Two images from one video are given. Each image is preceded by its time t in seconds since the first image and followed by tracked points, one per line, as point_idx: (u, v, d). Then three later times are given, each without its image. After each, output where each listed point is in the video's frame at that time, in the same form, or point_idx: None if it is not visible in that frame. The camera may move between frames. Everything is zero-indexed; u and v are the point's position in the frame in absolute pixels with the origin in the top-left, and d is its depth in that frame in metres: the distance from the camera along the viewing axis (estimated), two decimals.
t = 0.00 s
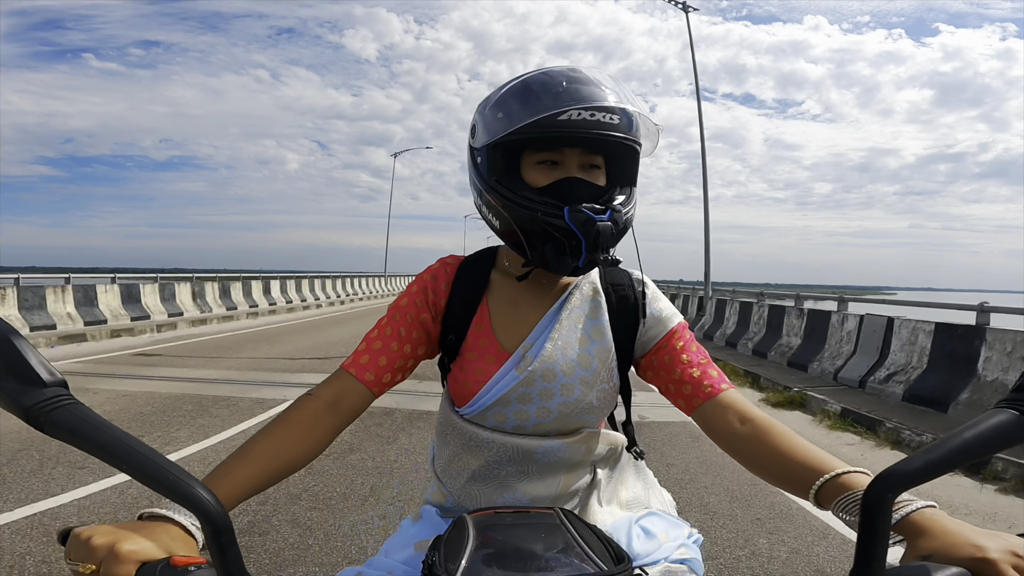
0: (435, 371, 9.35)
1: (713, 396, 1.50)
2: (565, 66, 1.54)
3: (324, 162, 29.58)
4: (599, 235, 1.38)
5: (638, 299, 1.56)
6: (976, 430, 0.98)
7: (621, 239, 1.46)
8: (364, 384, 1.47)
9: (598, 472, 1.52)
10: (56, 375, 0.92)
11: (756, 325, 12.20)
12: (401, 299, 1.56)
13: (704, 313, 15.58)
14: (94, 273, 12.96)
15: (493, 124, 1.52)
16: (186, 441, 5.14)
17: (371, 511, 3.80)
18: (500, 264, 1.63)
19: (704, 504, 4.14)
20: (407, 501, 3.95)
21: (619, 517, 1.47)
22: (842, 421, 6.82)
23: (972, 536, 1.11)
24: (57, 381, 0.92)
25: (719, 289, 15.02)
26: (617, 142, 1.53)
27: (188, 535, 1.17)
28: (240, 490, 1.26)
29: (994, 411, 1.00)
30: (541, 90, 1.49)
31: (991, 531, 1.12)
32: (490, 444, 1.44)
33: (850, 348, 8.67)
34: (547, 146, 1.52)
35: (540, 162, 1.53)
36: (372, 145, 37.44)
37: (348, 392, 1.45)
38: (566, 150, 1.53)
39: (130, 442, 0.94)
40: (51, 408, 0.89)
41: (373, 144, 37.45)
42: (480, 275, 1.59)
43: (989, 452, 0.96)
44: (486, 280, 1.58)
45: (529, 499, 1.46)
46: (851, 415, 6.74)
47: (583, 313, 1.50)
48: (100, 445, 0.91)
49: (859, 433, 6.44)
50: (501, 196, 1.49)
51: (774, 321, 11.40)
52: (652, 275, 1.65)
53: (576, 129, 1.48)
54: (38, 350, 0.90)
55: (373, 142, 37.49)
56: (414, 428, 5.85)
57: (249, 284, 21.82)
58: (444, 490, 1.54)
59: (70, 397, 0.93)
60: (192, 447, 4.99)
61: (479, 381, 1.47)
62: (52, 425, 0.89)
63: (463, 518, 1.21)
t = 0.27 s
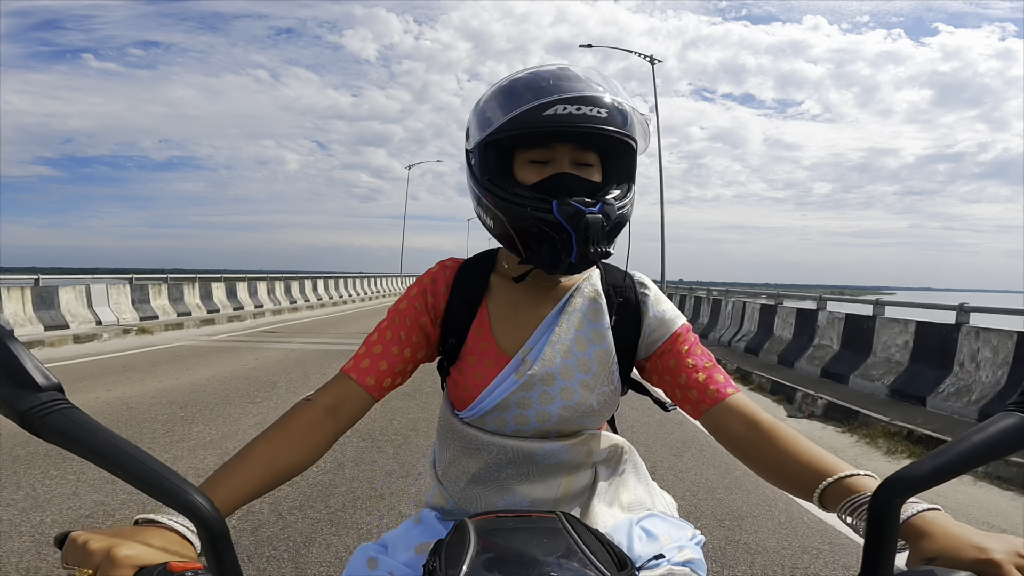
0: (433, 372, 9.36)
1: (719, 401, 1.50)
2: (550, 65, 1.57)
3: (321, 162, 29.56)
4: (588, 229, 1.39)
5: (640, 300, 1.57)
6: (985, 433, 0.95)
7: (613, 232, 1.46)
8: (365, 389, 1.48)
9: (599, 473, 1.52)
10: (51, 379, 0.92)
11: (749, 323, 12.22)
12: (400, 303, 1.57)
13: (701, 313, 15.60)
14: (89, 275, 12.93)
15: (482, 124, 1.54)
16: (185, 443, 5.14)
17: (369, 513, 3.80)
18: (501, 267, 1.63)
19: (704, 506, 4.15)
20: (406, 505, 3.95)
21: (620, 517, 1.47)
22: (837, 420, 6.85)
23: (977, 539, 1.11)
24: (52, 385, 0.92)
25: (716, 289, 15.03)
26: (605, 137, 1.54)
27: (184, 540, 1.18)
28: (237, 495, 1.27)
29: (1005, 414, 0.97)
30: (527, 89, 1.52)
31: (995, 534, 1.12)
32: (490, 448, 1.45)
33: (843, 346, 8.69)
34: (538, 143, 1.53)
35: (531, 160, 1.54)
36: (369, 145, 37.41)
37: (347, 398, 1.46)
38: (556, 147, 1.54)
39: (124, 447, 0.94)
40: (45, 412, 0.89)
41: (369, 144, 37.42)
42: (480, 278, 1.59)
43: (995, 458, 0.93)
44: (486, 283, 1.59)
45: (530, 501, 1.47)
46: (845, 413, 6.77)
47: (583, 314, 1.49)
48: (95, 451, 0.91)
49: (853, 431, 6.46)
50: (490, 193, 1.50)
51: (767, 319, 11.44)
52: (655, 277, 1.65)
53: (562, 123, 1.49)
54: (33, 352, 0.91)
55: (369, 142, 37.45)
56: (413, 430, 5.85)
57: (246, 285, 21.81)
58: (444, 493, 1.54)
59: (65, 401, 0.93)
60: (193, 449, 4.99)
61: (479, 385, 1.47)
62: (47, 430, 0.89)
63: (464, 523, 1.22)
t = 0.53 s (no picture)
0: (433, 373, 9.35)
1: (726, 407, 1.50)
2: (536, 65, 1.59)
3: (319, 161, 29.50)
4: (559, 210, 1.38)
5: (644, 301, 1.57)
6: (1005, 439, 0.97)
7: (593, 217, 1.44)
8: (363, 391, 1.49)
9: (599, 478, 1.53)
10: (41, 379, 0.92)
11: (745, 322, 12.24)
12: (399, 304, 1.57)
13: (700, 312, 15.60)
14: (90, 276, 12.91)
15: (471, 123, 1.58)
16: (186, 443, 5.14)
17: (370, 516, 3.80)
18: (501, 266, 1.65)
19: (704, 509, 4.15)
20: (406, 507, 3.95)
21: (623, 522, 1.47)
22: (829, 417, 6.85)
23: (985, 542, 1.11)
24: (42, 386, 0.92)
25: (715, 288, 15.04)
26: (590, 126, 1.52)
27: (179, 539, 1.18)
28: (232, 496, 1.27)
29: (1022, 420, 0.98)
30: (510, 87, 1.53)
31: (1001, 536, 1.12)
32: (490, 449, 1.46)
33: (833, 344, 8.71)
34: (524, 137, 1.56)
35: (519, 154, 1.57)
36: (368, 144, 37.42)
37: (346, 398, 1.46)
38: (543, 141, 1.56)
39: (115, 451, 0.94)
40: (34, 414, 0.89)
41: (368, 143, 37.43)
42: (481, 279, 1.60)
43: (1016, 464, 0.94)
44: (486, 284, 1.59)
45: (530, 505, 1.48)
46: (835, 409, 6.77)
47: (588, 317, 1.51)
48: (84, 454, 0.91)
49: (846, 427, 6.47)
50: (474, 186, 1.53)
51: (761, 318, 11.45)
52: (657, 279, 1.66)
53: (541, 115, 1.48)
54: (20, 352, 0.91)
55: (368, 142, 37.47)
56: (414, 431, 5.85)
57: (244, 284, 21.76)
58: (445, 496, 1.55)
59: (55, 402, 0.93)
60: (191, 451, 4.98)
61: (479, 387, 1.48)
62: (36, 431, 0.89)
63: (465, 527, 1.22)
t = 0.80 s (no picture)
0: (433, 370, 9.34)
1: (700, 415, 1.52)
2: (533, 67, 1.59)
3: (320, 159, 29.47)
4: (552, 201, 1.38)
5: (640, 298, 1.58)
6: (981, 435, 0.96)
7: (586, 211, 1.44)
8: (363, 382, 1.49)
9: (596, 471, 1.54)
10: (54, 369, 0.92)
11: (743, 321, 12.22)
12: (401, 297, 1.58)
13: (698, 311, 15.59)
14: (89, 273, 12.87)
15: (469, 122, 1.59)
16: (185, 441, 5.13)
17: (368, 509, 3.80)
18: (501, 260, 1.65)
19: (703, 505, 4.15)
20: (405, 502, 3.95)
21: (617, 515, 1.48)
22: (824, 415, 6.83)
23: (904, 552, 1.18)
24: (55, 375, 0.91)
25: (715, 286, 15.03)
26: (585, 123, 1.52)
27: (180, 533, 1.19)
28: (235, 487, 1.27)
29: (1002, 416, 0.98)
30: (506, 86, 1.54)
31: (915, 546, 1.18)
32: (488, 442, 1.46)
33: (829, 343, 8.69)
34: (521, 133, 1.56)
35: (516, 150, 1.57)
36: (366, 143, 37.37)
37: (345, 387, 1.47)
38: (540, 137, 1.56)
39: (126, 440, 0.94)
40: (48, 403, 0.89)
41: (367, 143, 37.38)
42: (481, 273, 1.60)
43: (994, 460, 0.94)
44: (486, 278, 1.59)
45: (528, 497, 1.48)
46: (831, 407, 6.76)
47: (584, 311, 1.50)
48: (95, 443, 0.91)
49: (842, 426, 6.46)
50: (471, 181, 1.53)
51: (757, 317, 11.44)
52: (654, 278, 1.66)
53: (536, 112, 1.48)
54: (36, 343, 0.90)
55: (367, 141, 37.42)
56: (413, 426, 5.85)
57: (245, 282, 21.75)
58: (443, 488, 1.55)
59: (68, 392, 0.93)
60: (191, 447, 4.97)
61: (479, 379, 1.48)
62: (49, 421, 0.89)
63: (462, 518, 1.22)
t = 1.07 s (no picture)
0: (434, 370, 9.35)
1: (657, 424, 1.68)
2: (537, 69, 1.60)
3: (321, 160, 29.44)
4: (556, 200, 1.39)
5: (640, 300, 1.60)
6: (957, 431, 0.97)
7: (589, 211, 1.44)
8: (362, 384, 1.50)
9: (593, 470, 1.53)
10: (77, 365, 0.93)
11: (750, 322, 12.23)
12: (401, 298, 1.59)
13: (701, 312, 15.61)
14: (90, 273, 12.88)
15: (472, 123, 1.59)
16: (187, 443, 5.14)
17: (369, 505, 3.81)
18: (501, 261, 1.66)
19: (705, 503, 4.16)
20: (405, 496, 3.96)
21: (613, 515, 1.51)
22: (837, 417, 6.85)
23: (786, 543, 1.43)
24: (79, 371, 0.93)
25: (718, 287, 15.05)
26: (589, 125, 1.53)
27: (192, 525, 1.21)
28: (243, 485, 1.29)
29: (976, 412, 0.99)
30: (511, 87, 1.55)
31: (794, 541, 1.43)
32: (489, 441, 1.47)
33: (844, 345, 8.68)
34: (525, 134, 1.57)
35: (520, 151, 1.58)
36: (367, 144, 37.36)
37: (342, 388, 1.48)
38: (543, 139, 1.57)
39: (148, 432, 0.95)
40: (72, 398, 0.89)
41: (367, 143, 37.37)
42: (480, 274, 1.61)
43: (969, 454, 0.95)
44: (487, 281, 1.60)
45: (528, 495, 1.49)
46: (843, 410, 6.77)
47: (589, 316, 1.51)
48: (119, 435, 0.91)
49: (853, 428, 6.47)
50: (475, 181, 1.54)
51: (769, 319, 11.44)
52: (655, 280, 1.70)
53: (541, 113, 1.48)
54: (61, 341, 0.92)
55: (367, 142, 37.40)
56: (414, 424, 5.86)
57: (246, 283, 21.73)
58: (444, 485, 1.56)
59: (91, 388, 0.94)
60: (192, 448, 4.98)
61: (481, 381, 1.49)
62: (73, 415, 0.89)
63: (463, 511, 1.23)
